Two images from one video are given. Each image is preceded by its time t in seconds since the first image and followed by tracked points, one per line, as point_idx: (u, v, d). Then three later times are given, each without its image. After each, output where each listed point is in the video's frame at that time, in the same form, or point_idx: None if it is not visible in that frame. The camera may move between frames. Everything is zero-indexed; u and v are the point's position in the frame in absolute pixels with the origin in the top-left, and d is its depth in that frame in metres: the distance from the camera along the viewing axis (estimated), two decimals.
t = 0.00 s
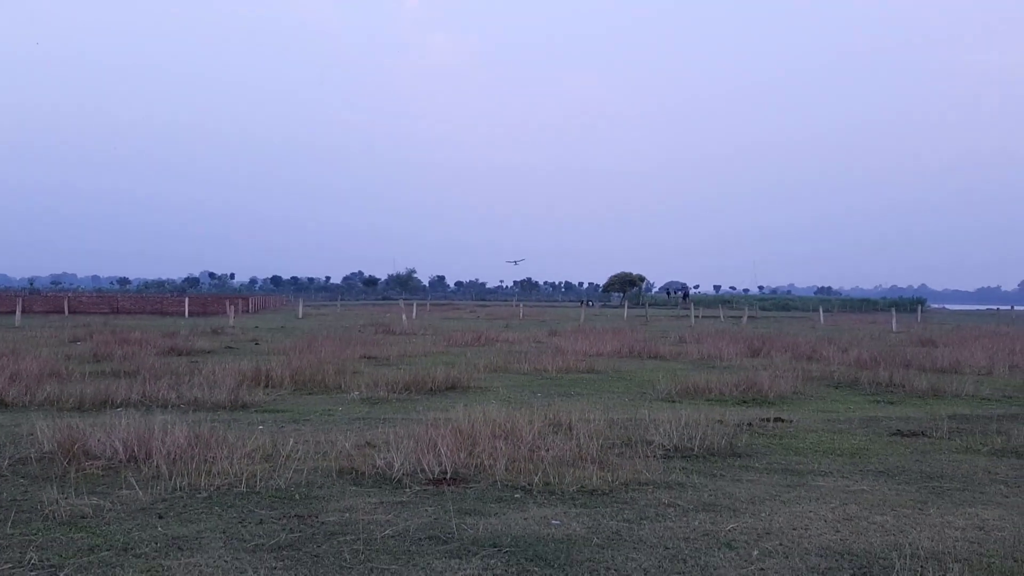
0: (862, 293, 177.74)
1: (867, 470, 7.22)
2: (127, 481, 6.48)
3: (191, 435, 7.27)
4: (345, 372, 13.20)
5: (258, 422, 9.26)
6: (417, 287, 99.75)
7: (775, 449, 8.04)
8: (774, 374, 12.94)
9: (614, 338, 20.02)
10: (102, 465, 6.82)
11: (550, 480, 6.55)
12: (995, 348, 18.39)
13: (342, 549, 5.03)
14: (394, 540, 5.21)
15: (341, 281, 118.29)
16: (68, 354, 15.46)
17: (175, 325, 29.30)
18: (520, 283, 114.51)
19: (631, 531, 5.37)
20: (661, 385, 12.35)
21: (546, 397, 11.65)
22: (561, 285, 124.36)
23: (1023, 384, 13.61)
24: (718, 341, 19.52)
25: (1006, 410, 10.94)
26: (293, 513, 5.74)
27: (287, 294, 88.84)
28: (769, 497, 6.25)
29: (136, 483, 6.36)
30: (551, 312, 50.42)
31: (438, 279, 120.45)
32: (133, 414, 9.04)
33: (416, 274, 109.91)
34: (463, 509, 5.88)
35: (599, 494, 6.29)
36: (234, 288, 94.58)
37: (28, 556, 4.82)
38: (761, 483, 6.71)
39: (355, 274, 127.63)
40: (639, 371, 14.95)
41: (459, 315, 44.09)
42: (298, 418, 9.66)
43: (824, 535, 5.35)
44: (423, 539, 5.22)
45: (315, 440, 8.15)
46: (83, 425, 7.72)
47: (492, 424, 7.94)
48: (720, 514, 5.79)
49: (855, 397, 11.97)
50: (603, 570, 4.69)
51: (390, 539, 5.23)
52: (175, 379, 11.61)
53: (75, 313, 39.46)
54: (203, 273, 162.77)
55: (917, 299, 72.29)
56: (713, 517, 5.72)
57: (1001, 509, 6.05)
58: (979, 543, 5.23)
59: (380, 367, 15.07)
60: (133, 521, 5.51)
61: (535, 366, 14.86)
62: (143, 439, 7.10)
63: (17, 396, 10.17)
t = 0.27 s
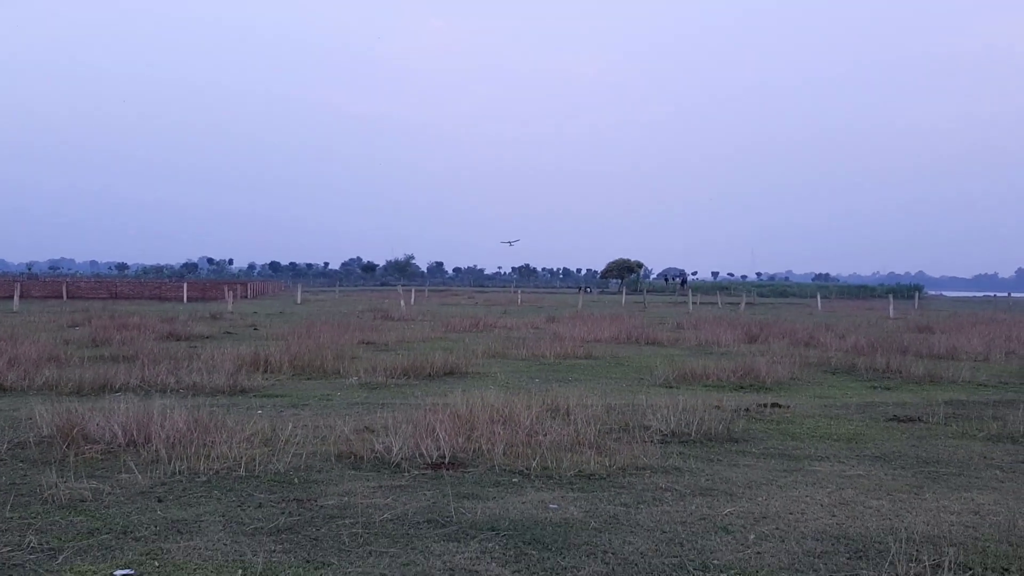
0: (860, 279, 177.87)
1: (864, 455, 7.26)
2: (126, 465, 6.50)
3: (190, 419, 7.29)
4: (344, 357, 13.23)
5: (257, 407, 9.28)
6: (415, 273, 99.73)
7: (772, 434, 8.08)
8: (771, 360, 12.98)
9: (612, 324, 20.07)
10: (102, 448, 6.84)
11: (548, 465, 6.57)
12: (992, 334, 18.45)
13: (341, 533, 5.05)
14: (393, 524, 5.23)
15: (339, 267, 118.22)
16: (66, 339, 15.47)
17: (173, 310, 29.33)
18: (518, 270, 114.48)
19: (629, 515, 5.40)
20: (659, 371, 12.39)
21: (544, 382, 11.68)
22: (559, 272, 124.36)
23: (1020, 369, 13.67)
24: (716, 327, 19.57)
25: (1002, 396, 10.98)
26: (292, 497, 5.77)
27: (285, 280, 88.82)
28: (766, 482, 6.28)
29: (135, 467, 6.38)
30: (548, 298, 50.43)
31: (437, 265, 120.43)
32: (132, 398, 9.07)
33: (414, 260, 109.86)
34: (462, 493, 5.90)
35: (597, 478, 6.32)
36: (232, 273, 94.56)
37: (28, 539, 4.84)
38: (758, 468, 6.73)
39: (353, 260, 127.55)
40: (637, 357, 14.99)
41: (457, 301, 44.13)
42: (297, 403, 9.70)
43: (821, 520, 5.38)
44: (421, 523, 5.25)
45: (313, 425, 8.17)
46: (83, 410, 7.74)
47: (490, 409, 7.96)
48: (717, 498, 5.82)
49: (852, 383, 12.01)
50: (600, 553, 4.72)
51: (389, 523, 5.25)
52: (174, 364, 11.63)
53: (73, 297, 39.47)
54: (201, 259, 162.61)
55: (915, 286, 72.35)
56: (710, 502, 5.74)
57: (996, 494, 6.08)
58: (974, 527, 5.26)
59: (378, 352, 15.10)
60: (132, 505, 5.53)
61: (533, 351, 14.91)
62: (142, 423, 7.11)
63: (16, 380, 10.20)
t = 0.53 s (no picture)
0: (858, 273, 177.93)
1: (863, 450, 7.25)
2: (125, 460, 6.48)
3: (189, 414, 7.27)
4: (342, 351, 13.22)
5: (255, 401, 9.27)
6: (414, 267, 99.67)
7: (772, 429, 8.07)
8: (770, 355, 12.98)
9: (611, 319, 20.06)
10: (100, 443, 6.82)
11: (548, 460, 6.56)
12: (991, 328, 18.44)
13: (340, 528, 5.04)
14: (392, 519, 5.22)
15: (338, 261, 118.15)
16: (64, 333, 15.45)
17: (171, 305, 29.30)
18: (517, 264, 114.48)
19: (629, 510, 5.38)
20: (657, 365, 12.39)
21: (543, 377, 11.68)
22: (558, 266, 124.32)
23: (1018, 363, 13.68)
24: (715, 322, 19.56)
25: (1001, 390, 10.98)
26: (291, 492, 5.75)
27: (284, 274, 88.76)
28: (766, 477, 6.27)
29: (134, 462, 6.36)
30: (547, 292, 50.41)
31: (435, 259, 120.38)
32: (130, 393, 9.05)
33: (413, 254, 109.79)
34: (461, 488, 5.89)
35: (597, 473, 6.31)
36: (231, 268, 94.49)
37: (26, 534, 4.83)
38: (758, 463, 6.73)
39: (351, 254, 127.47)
40: (635, 351, 14.99)
41: (456, 295, 44.11)
42: (296, 397, 9.69)
43: (821, 514, 5.37)
44: (421, 518, 5.24)
45: (312, 419, 8.16)
46: (80, 404, 7.72)
47: (489, 403, 7.95)
48: (717, 493, 5.81)
49: (851, 377, 12.01)
50: (600, 548, 4.71)
51: (388, 518, 5.24)
52: (172, 358, 11.61)
53: (71, 292, 39.43)
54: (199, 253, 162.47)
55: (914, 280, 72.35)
56: (710, 497, 5.73)
57: (996, 488, 6.08)
58: (974, 522, 5.26)
59: (376, 347, 15.09)
60: (131, 500, 5.52)
61: (532, 346, 14.90)
62: (141, 418, 7.10)
63: (14, 375, 10.18)
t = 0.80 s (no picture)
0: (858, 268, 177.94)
1: (863, 445, 7.27)
2: (126, 455, 6.50)
3: (190, 409, 7.29)
4: (343, 346, 13.24)
5: (257, 396, 9.29)
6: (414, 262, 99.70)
7: (772, 423, 8.09)
8: (770, 350, 13.00)
9: (611, 313, 20.08)
10: (101, 438, 6.84)
11: (548, 454, 6.58)
12: (991, 323, 18.46)
13: (341, 523, 5.05)
14: (393, 513, 5.24)
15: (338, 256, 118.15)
16: (65, 328, 15.49)
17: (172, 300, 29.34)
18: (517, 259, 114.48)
19: (629, 505, 5.40)
20: (658, 360, 12.41)
21: (543, 372, 11.70)
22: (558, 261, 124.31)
23: (1018, 358, 13.69)
24: (715, 317, 19.58)
25: (1001, 385, 11.00)
26: (293, 487, 5.77)
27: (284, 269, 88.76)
28: (766, 472, 6.29)
29: (135, 457, 6.38)
30: (548, 287, 50.44)
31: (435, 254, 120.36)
32: (131, 388, 9.08)
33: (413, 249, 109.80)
34: (462, 483, 5.91)
35: (597, 468, 6.33)
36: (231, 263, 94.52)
37: (28, 529, 4.85)
38: (757, 457, 6.74)
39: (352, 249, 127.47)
40: (635, 346, 15.01)
41: (456, 290, 44.12)
42: (297, 392, 9.70)
43: (820, 509, 5.39)
44: (422, 513, 5.25)
45: (313, 414, 8.17)
46: (82, 399, 7.74)
47: (490, 398, 7.97)
48: (716, 488, 5.83)
49: (851, 372, 12.03)
50: (601, 543, 4.73)
51: (389, 513, 5.26)
52: (173, 353, 11.63)
53: (71, 286, 39.45)
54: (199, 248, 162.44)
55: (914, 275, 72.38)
56: (710, 491, 5.75)
57: (995, 483, 6.10)
58: (973, 516, 5.27)
59: (377, 341, 15.12)
60: (133, 495, 5.54)
61: (532, 340, 14.92)
62: (142, 413, 7.12)
63: (15, 370, 10.21)
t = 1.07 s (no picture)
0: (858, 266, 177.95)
1: (863, 442, 7.28)
2: (127, 454, 6.50)
3: (190, 408, 7.29)
4: (343, 345, 13.24)
5: (257, 395, 9.30)
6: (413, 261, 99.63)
7: (772, 421, 8.10)
8: (770, 347, 13.01)
9: (611, 312, 20.09)
10: (102, 438, 6.84)
11: (548, 453, 6.59)
12: (991, 321, 18.48)
13: (342, 521, 5.06)
14: (394, 512, 5.25)
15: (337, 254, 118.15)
16: (66, 327, 15.50)
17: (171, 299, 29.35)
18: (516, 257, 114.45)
19: (629, 503, 5.41)
20: (658, 358, 12.42)
21: (543, 370, 11.71)
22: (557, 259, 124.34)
23: (1017, 356, 13.71)
24: (715, 315, 19.59)
25: (1000, 383, 11.02)
26: (293, 486, 5.77)
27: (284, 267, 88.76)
28: (766, 470, 6.30)
29: (136, 456, 6.38)
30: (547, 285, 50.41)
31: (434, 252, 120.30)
32: (132, 387, 9.09)
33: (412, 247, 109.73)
34: (463, 481, 5.92)
35: (597, 466, 6.34)
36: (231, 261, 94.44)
37: (29, 528, 4.85)
38: (757, 455, 6.75)
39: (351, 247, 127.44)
40: (635, 345, 15.02)
41: (455, 288, 44.18)
42: (297, 391, 9.71)
43: (820, 507, 5.40)
44: (422, 511, 5.26)
45: (314, 413, 8.18)
46: (82, 398, 7.74)
47: (490, 397, 7.97)
48: (717, 487, 5.84)
49: (851, 370, 12.04)
50: (601, 541, 4.73)
51: (390, 511, 5.27)
52: (173, 352, 11.63)
53: (70, 285, 39.42)
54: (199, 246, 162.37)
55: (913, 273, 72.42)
56: (711, 489, 5.76)
57: (994, 480, 6.11)
58: (972, 514, 5.28)
59: (377, 340, 15.12)
60: (133, 494, 5.54)
61: (532, 339, 14.92)
62: (142, 413, 7.12)
63: (15, 369, 10.21)
